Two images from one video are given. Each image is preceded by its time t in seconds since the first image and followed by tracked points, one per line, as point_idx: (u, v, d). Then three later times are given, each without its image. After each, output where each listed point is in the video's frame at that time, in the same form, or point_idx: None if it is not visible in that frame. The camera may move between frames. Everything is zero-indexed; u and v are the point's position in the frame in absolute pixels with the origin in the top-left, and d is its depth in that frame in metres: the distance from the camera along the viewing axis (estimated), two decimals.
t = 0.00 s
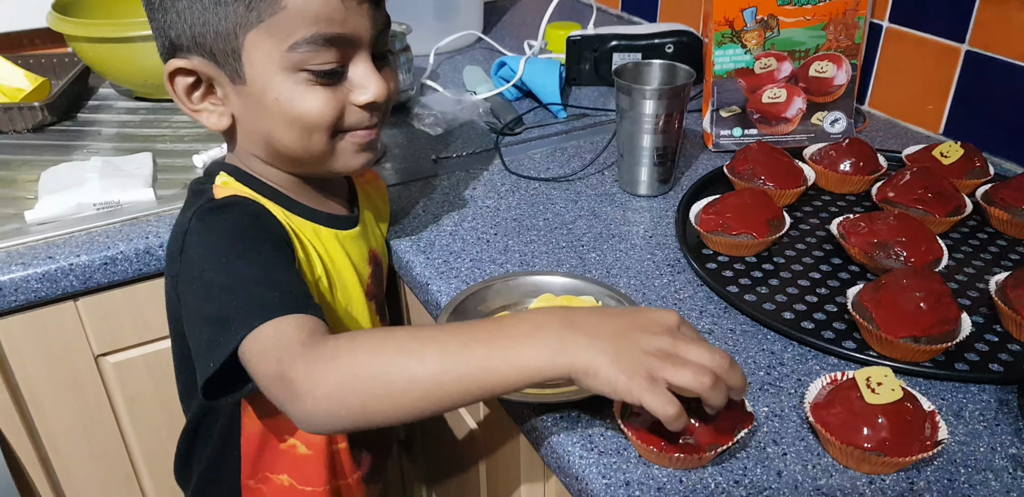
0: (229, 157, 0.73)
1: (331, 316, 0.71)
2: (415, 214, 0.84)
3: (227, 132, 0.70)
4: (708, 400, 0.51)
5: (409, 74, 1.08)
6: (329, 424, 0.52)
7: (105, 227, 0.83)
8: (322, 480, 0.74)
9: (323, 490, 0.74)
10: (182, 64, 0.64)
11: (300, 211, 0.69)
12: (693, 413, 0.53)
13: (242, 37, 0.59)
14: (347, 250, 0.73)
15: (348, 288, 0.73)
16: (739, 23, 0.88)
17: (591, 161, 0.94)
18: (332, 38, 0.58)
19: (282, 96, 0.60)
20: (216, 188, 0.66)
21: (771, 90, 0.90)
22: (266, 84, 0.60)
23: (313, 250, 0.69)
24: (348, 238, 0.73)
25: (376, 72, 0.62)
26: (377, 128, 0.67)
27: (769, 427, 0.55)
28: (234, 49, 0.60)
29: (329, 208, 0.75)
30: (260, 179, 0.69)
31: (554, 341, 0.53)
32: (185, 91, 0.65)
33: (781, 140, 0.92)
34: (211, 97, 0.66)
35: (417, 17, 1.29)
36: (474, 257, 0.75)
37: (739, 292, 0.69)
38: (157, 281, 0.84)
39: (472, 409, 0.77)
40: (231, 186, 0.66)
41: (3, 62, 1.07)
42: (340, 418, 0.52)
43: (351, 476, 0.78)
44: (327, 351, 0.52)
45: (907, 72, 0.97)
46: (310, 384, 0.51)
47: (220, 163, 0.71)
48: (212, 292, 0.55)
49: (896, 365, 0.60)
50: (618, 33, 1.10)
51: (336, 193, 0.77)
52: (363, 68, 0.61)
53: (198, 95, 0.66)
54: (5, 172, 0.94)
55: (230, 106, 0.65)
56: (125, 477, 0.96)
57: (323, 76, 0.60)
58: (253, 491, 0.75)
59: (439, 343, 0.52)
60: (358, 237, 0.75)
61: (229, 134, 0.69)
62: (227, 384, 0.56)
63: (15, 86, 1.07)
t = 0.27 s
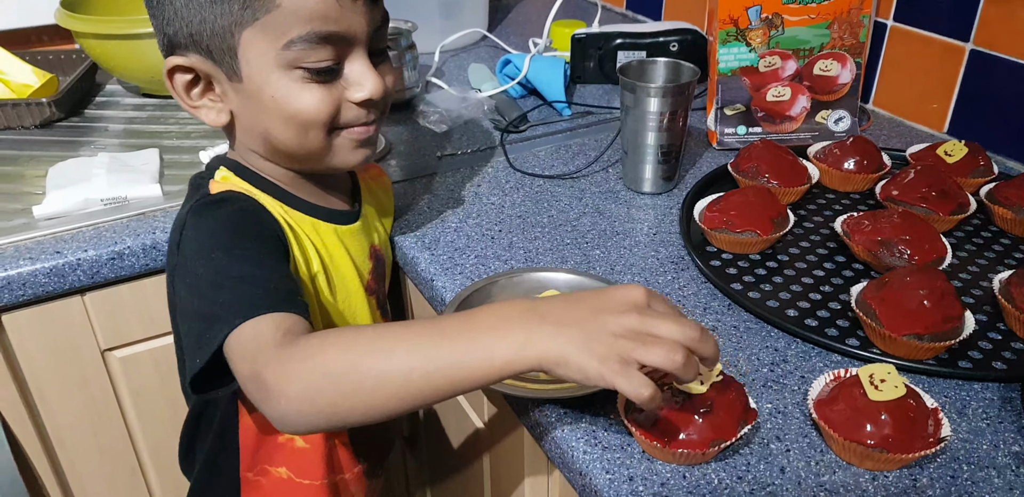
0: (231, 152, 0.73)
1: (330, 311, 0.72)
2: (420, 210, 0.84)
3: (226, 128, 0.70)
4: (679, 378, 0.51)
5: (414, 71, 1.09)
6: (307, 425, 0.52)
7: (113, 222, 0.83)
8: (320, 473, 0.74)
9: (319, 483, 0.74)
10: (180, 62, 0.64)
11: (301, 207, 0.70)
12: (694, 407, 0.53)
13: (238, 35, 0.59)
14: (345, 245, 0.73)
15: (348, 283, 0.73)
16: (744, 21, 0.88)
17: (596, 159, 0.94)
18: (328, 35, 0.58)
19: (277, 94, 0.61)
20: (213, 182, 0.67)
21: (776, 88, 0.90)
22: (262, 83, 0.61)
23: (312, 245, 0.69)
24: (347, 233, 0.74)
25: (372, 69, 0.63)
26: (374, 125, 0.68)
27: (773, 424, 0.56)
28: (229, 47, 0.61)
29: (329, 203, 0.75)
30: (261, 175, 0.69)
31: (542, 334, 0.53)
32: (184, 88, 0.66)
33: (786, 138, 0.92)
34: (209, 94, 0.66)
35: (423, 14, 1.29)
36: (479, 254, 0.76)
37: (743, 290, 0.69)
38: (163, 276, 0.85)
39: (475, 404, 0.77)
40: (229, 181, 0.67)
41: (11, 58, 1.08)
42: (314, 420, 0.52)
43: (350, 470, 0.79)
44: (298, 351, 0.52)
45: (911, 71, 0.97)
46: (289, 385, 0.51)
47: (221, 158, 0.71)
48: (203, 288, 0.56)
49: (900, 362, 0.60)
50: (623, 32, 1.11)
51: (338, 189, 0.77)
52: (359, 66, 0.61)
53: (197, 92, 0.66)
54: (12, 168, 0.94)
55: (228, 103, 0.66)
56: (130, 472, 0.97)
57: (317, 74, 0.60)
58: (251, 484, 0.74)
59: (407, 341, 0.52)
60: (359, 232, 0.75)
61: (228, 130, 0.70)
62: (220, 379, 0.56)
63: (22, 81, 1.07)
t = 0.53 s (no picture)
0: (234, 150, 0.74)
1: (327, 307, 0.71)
2: (426, 210, 0.84)
3: (231, 125, 0.70)
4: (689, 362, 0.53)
5: (420, 72, 1.09)
6: (342, 400, 0.53)
7: (121, 221, 0.84)
8: (323, 467, 0.74)
9: (323, 477, 0.75)
10: (187, 59, 0.65)
11: (304, 206, 0.70)
12: (699, 406, 0.54)
13: (242, 32, 0.60)
14: (346, 243, 0.74)
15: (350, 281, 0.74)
16: (749, 23, 0.89)
17: (601, 159, 0.95)
18: (332, 34, 0.59)
19: (281, 90, 0.61)
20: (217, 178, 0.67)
21: (780, 89, 0.91)
22: (265, 78, 0.61)
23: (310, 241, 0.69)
24: (348, 232, 0.74)
25: (375, 69, 0.63)
26: (377, 123, 0.68)
27: (777, 423, 0.56)
28: (233, 45, 0.61)
29: (332, 203, 0.76)
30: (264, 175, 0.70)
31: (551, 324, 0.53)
32: (190, 85, 0.66)
33: (790, 139, 0.92)
34: (215, 91, 0.67)
35: (429, 16, 1.29)
36: (484, 254, 0.76)
37: (748, 290, 0.69)
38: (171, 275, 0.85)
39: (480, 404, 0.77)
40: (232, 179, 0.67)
41: (20, 58, 1.09)
42: (350, 396, 0.53)
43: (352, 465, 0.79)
44: (313, 343, 0.52)
45: (916, 72, 0.97)
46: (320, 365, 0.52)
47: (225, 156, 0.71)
48: (211, 278, 0.56)
49: (904, 362, 0.60)
50: (628, 33, 1.11)
51: (343, 187, 0.78)
52: (363, 65, 0.62)
53: (202, 89, 0.66)
54: (20, 167, 0.95)
55: (232, 100, 0.66)
56: (137, 470, 0.97)
57: (320, 72, 0.61)
58: (255, 478, 0.75)
59: (439, 317, 0.53)
60: (360, 231, 0.76)
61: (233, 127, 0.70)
62: (232, 370, 0.56)
63: (31, 81, 1.08)
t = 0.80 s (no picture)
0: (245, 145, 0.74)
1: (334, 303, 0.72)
2: (433, 211, 0.85)
3: (244, 119, 0.71)
4: (711, 369, 0.54)
5: (428, 73, 1.10)
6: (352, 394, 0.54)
7: (131, 220, 0.85)
8: (334, 459, 0.75)
9: (333, 467, 0.76)
10: (206, 50, 0.65)
11: (313, 203, 0.71)
12: (706, 406, 0.54)
13: (262, 25, 0.60)
14: (354, 242, 0.74)
15: (354, 278, 0.74)
16: (756, 25, 0.89)
17: (607, 161, 0.95)
18: (348, 28, 0.59)
19: (297, 83, 0.62)
20: (227, 172, 0.68)
21: (787, 91, 0.91)
22: (281, 70, 0.62)
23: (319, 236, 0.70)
24: (356, 231, 0.74)
25: (389, 65, 0.64)
26: (389, 120, 0.68)
27: (782, 424, 0.56)
28: (253, 36, 0.62)
29: (341, 198, 0.76)
30: (271, 167, 0.70)
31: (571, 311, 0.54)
32: (207, 76, 0.67)
33: (797, 142, 0.93)
34: (231, 83, 0.67)
35: (436, 17, 1.30)
36: (491, 254, 0.77)
37: (754, 292, 0.69)
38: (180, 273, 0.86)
39: (485, 403, 0.77)
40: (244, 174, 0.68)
41: (31, 58, 1.09)
42: (382, 373, 0.54)
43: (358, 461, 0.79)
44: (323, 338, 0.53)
45: (923, 75, 0.97)
46: (354, 348, 0.54)
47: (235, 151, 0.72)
48: (227, 266, 0.57)
49: (910, 364, 0.60)
50: (634, 35, 1.11)
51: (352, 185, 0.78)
52: (377, 61, 0.63)
53: (219, 81, 0.67)
54: (31, 166, 0.96)
55: (248, 92, 0.67)
56: (144, 468, 0.98)
57: (337, 66, 0.61)
58: (264, 469, 0.76)
59: (449, 313, 0.53)
60: (368, 228, 0.76)
61: (247, 121, 0.71)
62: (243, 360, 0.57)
63: (41, 80, 1.09)
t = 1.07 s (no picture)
0: (251, 143, 0.75)
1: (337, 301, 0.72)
2: (437, 210, 0.85)
3: (253, 116, 0.71)
4: (711, 379, 0.53)
5: (433, 74, 1.10)
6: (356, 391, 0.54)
7: (136, 219, 0.85)
8: (333, 455, 0.75)
9: (333, 463, 0.76)
10: (218, 46, 0.66)
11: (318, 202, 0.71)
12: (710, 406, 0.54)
13: (276, 21, 0.61)
14: (357, 243, 0.75)
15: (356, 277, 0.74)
16: (761, 27, 0.89)
17: (612, 162, 0.95)
18: (362, 26, 0.59)
19: (308, 80, 0.62)
20: (231, 169, 0.68)
21: (792, 93, 0.91)
22: (294, 67, 0.62)
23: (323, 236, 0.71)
24: (359, 230, 0.75)
25: (400, 64, 0.64)
26: (398, 119, 0.68)
27: (786, 423, 0.56)
28: (267, 32, 0.62)
29: (343, 197, 0.76)
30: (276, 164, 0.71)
31: (579, 302, 0.55)
32: (218, 72, 0.67)
33: (801, 143, 0.93)
34: (242, 80, 0.68)
35: (441, 18, 1.30)
36: (496, 254, 0.77)
37: (758, 292, 0.69)
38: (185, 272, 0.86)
39: (488, 402, 0.77)
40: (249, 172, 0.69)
41: (36, 57, 1.10)
42: (379, 370, 0.55)
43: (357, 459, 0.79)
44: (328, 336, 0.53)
45: (928, 77, 0.97)
46: (361, 338, 0.54)
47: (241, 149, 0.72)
48: (232, 259, 0.57)
49: (914, 365, 0.60)
50: (639, 36, 1.12)
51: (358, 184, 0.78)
52: (388, 60, 0.63)
53: (230, 78, 0.68)
54: (36, 165, 0.96)
55: (258, 89, 0.67)
56: (148, 466, 0.98)
57: (349, 64, 0.62)
58: (263, 466, 0.76)
59: (454, 312, 0.54)
60: (371, 227, 0.76)
61: (255, 118, 0.71)
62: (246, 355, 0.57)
63: (46, 80, 1.09)
